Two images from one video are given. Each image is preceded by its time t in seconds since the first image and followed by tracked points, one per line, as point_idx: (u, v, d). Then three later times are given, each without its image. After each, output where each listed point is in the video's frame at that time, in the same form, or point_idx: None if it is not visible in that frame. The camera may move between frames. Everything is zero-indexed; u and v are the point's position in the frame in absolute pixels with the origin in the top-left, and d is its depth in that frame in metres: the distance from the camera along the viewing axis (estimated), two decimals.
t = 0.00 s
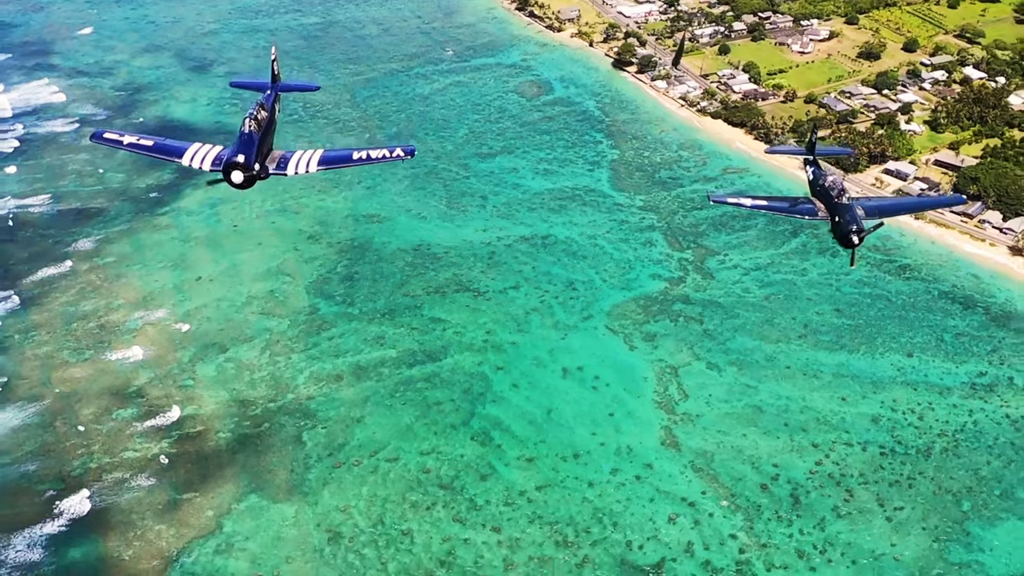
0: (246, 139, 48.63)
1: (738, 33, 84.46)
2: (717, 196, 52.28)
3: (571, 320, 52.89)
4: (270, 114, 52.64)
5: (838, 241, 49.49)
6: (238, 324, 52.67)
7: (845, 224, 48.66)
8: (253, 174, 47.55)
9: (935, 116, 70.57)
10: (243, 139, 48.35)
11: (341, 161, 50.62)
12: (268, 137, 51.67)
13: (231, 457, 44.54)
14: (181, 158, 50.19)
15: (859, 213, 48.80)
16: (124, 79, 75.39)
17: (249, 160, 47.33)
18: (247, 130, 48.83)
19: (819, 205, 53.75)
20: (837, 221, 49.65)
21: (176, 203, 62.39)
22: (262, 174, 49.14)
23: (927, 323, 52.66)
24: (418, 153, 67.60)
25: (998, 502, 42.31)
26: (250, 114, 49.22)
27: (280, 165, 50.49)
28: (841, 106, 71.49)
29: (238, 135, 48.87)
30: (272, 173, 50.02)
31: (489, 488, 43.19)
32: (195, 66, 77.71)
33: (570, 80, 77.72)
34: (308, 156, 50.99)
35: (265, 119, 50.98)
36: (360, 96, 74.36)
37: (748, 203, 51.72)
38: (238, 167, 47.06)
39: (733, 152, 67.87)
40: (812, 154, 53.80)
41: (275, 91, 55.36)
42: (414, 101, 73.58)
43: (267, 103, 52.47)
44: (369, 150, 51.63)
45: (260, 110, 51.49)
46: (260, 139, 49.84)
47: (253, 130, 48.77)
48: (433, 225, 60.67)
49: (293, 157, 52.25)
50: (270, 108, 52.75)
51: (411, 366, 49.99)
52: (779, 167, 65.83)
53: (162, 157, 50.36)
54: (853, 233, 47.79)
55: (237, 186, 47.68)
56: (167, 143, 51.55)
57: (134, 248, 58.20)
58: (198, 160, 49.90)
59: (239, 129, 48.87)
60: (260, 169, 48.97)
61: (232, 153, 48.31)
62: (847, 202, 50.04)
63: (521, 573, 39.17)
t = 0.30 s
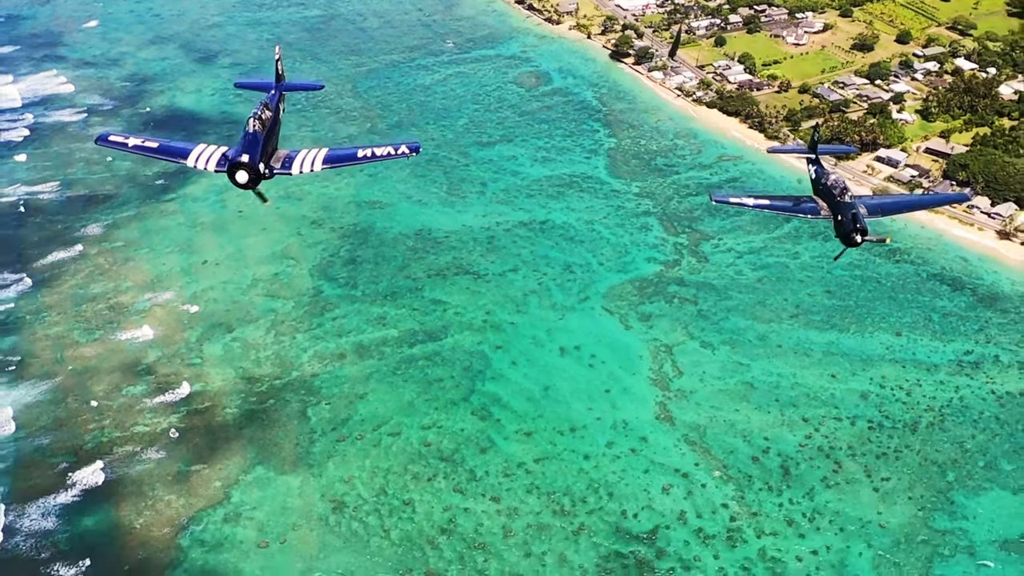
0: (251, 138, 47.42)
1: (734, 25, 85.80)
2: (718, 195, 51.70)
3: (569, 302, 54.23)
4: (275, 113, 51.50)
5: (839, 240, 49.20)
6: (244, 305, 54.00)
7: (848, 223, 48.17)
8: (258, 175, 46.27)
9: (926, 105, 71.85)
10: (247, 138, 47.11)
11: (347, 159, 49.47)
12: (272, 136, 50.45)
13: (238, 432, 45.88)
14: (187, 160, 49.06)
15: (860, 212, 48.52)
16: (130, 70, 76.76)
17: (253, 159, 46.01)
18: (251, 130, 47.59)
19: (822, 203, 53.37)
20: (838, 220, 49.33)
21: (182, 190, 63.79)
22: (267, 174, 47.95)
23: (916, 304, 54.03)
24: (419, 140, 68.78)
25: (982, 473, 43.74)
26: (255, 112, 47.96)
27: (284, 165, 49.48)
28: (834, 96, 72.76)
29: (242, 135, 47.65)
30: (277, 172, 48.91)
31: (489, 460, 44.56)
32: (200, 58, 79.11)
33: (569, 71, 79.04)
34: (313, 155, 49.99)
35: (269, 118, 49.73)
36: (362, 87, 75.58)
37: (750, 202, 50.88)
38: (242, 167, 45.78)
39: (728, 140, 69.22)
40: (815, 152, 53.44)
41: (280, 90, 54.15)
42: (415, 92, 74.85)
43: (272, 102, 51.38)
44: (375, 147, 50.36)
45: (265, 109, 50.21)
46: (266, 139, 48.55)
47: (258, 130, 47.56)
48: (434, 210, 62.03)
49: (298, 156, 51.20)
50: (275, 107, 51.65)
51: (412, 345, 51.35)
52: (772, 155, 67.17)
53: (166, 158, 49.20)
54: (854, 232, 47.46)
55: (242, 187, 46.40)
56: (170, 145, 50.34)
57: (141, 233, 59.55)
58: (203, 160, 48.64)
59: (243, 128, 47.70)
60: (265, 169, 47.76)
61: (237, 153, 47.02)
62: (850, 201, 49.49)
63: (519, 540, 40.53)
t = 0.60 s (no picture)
0: (256, 137, 47.36)
1: (729, 17, 87.48)
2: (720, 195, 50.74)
3: (565, 281, 55.76)
4: (278, 112, 51.76)
5: (844, 238, 48.24)
6: (250, 284, 55.53)
7: (851, 220, 47.32)
8: (262, 173, 46.06)
9: (917, 93, 73.40)
10: (252, 137, 47.11)
11: (351, 157, 49.34)
12: (275, 135, 50.58)
13: (245, 403, 47.42)
14: (191, 159, 48.79)
15: (864, 209, 47.54)
16: (137, 59, 78.36)
17: (258, 158, 45.84)
18: (255, 129, 47.56)
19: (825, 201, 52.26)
20: (841, 218, 48.33)
21: (190, 175, 65.45)
22: (271, 173, 47.79)
23: (904, 283, 55.59)
24: (420, 128, 70.25)
25: (965, 442, 45.25)
26: (259, 111, 47.98)
27: (289, 163, 49.57)
28: (827, 85, 74.29)
29: (246, 133, 47.60)
30: (281, 171, 49.12)
31: (488, 430, 46.09)
32: (204, 48, 80.68)
33: (566, 61, 80.63)
34: (317, 153, 49.89)
35: (273, 117, 49.84)
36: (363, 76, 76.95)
37: (753, 202, 49.84)
38: (248, 165, 45.52)
39: (722, 128, 70.75)
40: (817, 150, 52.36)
41: (283, 88, 54.40)
42: (416, 81, 76.39)
43: (275, 101, 51.62)
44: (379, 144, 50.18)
45: (268, 108, 50.41)
46: (270, 137, 48.66)
47: (262, 128, 47.55)
48: (435, 194, 63.62)
49: (303, 154, 51.32)
50: (278, 105, 51.92)
51: (414, 322, 52.87)
52: (764, 141, 68.71)
53: (171, 158, 48.94)
54: (859, 230, 46.41)
55: (246, 185, 46.22)
56: (174, 145, 50.05)
57: (150, 216, 61.10)
58: (206, 159, 48.06)
59: (247, 126, 47.65)
60: (269, 168, 47.63)
61: (241, 151, 46.84)
62: (852, 198, 48.61)
63: (517, 504, 42.03)
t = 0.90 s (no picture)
0: (259, 136, 47.95)
1: (725, 10, 88.90)
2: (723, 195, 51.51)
3: (563, 264, 57.12)
4: (281, 111, 52.20)
5: (846, 237, 48.81)
6: (254, 267, 56.92)
7: (853, 219, 47.88)
8: (266, 172, 46.53)
9: (909, 84, 74.72)
10: (256, 137, 47.73)
11: (355, 155, 49.61)
12: (279, 134, 51.05)
13: (251, 380, 48.81)
14: (194, 159, 49.08)
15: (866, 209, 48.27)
16: (143, 51, 79.83)
17: (261, 157, 46.38)
18: (259, 128, 48.11)
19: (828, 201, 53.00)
20: (843, 217, 49.03)
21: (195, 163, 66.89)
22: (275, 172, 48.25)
23: (893, 266, 56.98)
24: (421, 117, 71.58)
25: (950, 417, 46.55)
26: (262, 110, 48.55)
27: (293, 162, 49.95)
28: (821, 76, 75.61)
29: (250, 133, 48.21)
30: (285, 169, 49.45)
31: (486, 405, 47.47)
32: (208, 40, 82.14)
33: (565, 53, 82.02)
34: (321, 151, 50.25)
35: (277, 115, 50.36)
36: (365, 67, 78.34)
37: (756, 201, 50.56)
38: (251, 164, 46.03)
39: (717, 117, 72.10)
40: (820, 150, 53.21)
41: (287, 88, 54.95)
42: (417, 73, 77.77)
43: (279, 100, 52.09)
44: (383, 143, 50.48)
45: (272, 107, 50.88)
46: (273, 137, 49.07)
47: (265, 127, 48.08)
48: (435, 181, 65.02)
49: (307, 153, 51.64)
50: (281, 104, 52.38)
51: (415, 303, 54.26)
52: (759, 130, 70.03)
53: (174, 158, 49.23)
54: (861, 228, 46.95)
55: (250, 185, 46.66)
56: (178, 144, 50.42)
57: (156, 203, 62.53)
58: (210, 159, 48.56)
59: (251, 126, 48.25)
60: (272, 167, 48.09)
61: (244, 151, 47.46)
62: (854, 197, 49.22)
63: (515, 475, 43.38)
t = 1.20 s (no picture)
0: (261, 134, 47.50)
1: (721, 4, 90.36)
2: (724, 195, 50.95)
3: (560, 248, 58.46)
4: (284, 110, 51.85)
5: (848, 236, 48.74)
6: (260, 251, 58.32)
7: (856, 219, 47.77)
8: (268, 170, 46.12)
9: (901, 75, 76.11)
10: (258, 135, 47.31)
11: (358, 154, 49.21)
12: (283, 133, 50.60)
13: (256, 358, 50.16)
14: (197, 157, 48.20)
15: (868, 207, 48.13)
16: (149, 42, 81.35)
17: (263, 155, 46.05)
18: (262, 126, 47.75)
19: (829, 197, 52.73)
20: (846, 216, 48.86)
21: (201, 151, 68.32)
22: (278, 171, 47.83)
23: (883, 249, 58.38)
24: (421, 107, 72.92)
25: (937, 393, 47.85)
26: (265, 108, 48.11)
27: (296, 160, 49.54)
28: (814, 67, 76.97)
29: (253, 131, 47.86)
30: (288, 168, 48.96)
31: (486, 381, 48.85)
32: (213, 32, 83.67)
33: (563, 45, 83.41)
34: (324, 150, 49.84)
35: (280, 114, 50.02)
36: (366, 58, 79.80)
37: (758, 201, 50.03)
38: (253, 162, 45.63)
39: (712, 107, 73.44)
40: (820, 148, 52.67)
41: (290, 88, 54.56)
42: (417, 64, 79.17)
43: (282, 99, 51.75)
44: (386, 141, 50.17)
45: (275, 106, 50.52)
46: (275, 135, 48.69)
47: (268, 125, 47.67)
48: (436, 169, 66.43)
49: (310, 153, 51.22)
50: (284, 103, 52.07)
51: (416, 285, 55.64)
52: (753, 120, 71.36)
53: (176, 156, 48.46)
54: (864, 229, 46.88)
55: (252, 184, 46.19)
56: (181, 143, 49.73)
57: (163, 189, 63.94)
58: (212, 158, 47.71)
59: (254, 124, 47.86)
60: (275, 165, 47.69)
61: (247, 149, 47.04)
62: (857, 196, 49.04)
63: (513, 448, 44.73)
